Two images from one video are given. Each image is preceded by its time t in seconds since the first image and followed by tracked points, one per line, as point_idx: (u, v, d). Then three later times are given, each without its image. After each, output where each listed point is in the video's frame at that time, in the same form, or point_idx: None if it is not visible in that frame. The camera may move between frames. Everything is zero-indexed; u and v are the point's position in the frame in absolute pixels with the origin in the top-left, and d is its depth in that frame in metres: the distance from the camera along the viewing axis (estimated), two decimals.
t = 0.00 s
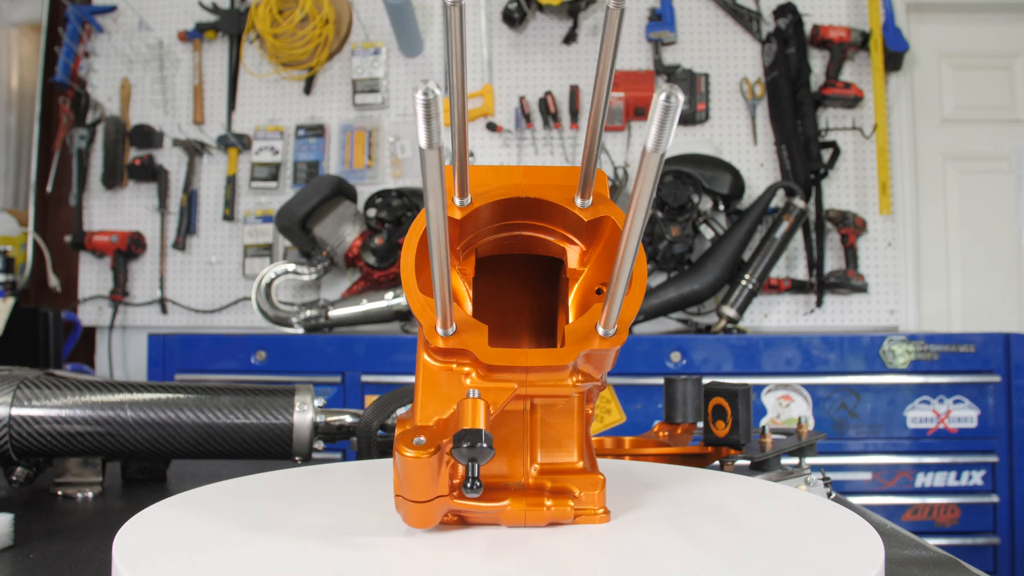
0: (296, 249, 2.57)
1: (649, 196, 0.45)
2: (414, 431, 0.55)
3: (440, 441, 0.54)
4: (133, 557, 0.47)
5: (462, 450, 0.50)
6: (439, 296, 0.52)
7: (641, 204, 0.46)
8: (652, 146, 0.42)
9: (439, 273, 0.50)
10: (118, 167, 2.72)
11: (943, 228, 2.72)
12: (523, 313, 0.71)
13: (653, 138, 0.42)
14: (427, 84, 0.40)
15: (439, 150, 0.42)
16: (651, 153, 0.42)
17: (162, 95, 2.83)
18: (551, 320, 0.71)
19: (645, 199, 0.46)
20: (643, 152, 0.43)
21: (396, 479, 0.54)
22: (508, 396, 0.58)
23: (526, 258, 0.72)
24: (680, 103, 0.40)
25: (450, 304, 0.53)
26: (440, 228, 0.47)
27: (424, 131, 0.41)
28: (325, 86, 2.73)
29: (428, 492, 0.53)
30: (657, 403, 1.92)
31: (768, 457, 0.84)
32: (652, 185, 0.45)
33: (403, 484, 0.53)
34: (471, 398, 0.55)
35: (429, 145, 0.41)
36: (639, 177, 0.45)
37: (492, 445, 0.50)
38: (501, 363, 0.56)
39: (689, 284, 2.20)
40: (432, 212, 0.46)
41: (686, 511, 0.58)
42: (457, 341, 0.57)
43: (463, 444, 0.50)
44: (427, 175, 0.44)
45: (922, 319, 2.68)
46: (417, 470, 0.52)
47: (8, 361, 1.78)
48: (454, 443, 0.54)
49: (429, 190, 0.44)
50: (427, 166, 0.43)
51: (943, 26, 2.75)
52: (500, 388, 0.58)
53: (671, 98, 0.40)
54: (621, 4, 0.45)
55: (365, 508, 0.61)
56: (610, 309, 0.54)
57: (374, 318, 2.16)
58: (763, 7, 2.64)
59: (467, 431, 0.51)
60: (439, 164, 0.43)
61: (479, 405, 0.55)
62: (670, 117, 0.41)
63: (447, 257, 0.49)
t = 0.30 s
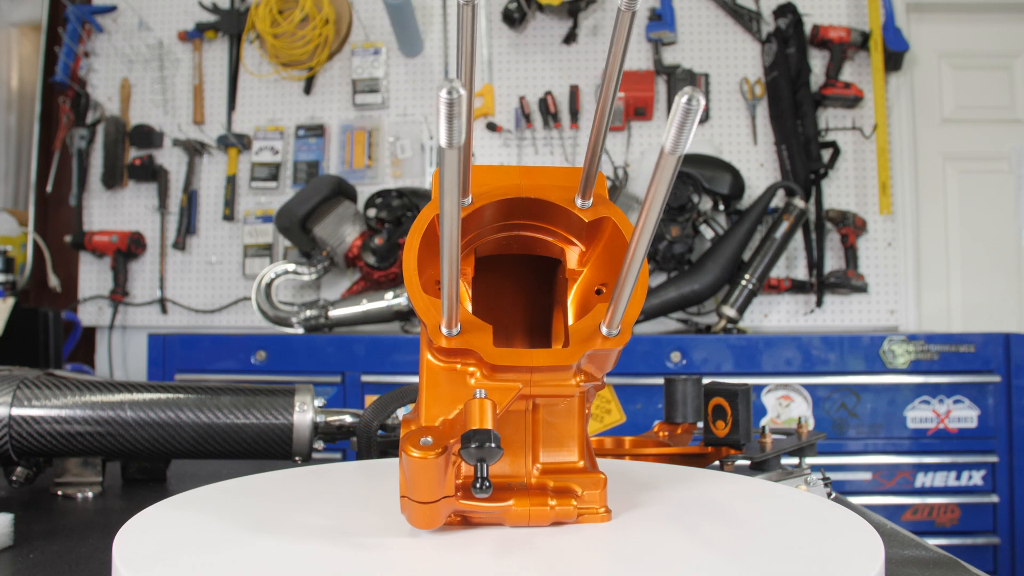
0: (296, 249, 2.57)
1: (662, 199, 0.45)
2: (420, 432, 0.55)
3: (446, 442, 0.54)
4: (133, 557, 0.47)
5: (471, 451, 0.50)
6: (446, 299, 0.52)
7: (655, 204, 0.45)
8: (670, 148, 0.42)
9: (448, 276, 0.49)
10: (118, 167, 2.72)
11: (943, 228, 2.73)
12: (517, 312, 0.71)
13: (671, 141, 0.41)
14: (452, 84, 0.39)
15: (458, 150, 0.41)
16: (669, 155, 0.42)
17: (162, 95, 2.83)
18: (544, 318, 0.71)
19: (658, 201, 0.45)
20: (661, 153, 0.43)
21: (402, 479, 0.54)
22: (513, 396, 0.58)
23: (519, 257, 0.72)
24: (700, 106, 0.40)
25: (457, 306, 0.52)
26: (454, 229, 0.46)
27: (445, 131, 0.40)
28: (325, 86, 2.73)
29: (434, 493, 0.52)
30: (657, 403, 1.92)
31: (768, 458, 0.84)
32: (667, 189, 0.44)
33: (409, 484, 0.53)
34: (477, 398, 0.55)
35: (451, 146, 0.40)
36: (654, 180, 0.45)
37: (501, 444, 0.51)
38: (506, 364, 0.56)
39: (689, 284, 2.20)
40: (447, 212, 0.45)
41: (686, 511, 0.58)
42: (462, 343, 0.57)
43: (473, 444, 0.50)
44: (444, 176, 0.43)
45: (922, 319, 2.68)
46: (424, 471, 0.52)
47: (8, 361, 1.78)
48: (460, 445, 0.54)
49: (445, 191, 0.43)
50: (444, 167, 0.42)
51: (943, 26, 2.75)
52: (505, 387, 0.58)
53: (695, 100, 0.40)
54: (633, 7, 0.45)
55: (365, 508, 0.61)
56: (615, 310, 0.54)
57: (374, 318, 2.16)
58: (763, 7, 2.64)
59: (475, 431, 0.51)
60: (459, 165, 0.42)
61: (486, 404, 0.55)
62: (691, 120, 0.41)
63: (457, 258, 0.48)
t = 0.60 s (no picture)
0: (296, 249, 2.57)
1: (676, 201, 0.45)
2: (427, 432, 0.55)
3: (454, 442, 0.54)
4: (134, 557, 0.47)
5: (479, 451, 0.50)
6: (454, 299, 0.51)
7: (668, 205, 0.45)
8: (689, 150, 0.42)
9: (457, 276, 0.48)
10: (118, 167, 2.72)
11: (943, 228, 2.73)
12: (512, 312, 0.71)
13: (689, 142, 0.41)
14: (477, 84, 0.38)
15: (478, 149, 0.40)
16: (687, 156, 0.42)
17: (162, 95, 2.83)
18: (538, 318, 0.71)
19: (672, 203, 0.45)
20: (679, 155, 0.42)
21: (408, 480, 0.54)
22: (518, 396, 0.58)
23: (515, 256, 0.72)
24: (721, 108, 0.41)
25: (464, 306, 0.52)
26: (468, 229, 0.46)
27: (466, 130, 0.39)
28: (325, 86, 2.73)
29: (441, 493, 0.52)
30: (657, 403, 1.92)
31: (768, 458, 0.84)
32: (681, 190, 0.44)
33: (415, 485, 0.53)
34: (484, 398, 0.55)
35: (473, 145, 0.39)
36: (669, 180, 0.45)
37: (509, 444, 0.50)
38: (512, 364, 0.56)
39: (689, 284, 2.20)
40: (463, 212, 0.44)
41: (686, 511, 0.58)
42: (468, 343, 0.56)
43: (481, 444, 0.50)
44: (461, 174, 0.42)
45: (922, 319, 2.68)
46: (431, 471, 0.52)
47: (8, 361, 1.77)
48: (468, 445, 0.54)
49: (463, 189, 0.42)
50: (464, 165, 0.41)
51: (942, 26, 2.75)
52: (510, 387, 0.58)
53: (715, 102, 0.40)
54: (644, 9, 0.46)
55: (365, 509, 0.61)
56: (621, 309, 0.54)
57: (374, 318, 2.16)
58: (763, 7, 2.64)
59: (483, 432, 0.51)
60: (477, 165, 0.41)
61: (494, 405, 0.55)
62: (710, 122, 0.41)
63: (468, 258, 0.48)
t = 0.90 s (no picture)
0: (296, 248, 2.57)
1: (689, 202, 0.45)
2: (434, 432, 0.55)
3: (461, 443, 0.54)
4: (133, 557, 0.47)
5: (488, 452, 0.50)
6: (461, 299, 0.51)
7: (681, 207, 0.46)
8: (705, 151, 0.42)
9: (467, 275, 0.48)
10: (118, 167, 2.72)
11: (943, 228, 2.73)
12: (510, 312, 0.70)
13: (706, 143, 0.42)
14: (503, 83, 0.38)
15: (498, 149, 0.40)
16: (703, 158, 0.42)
17: (162, 95, 2.83)
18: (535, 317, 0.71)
19: (684, 205, 0.46)
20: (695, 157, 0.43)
21: (414, 480, 0.54)
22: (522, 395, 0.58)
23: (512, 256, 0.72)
24: (739, 111, 0.41)
25: (471, 306, 0.52)
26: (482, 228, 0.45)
27: (488, 129, 0.39)
28: (325, 86, 2.73)
29: (448, 493, 0.52)
30: (657, 403, 1.92)
31: (768, 458, 0.84)
32: (694, 191, 0.45)
33: (422, 485, 0.53)
34: (492, 398, 0.55)
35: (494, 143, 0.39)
36: (682, 181, 0.45)
37: (517, 444, 0.50)
38: (517, 365, 0.56)
39: (689, 284, 2.20)
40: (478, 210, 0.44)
41: (687, 511, 0.58)
42: (473, 343, 0.56)
43: (489, 445, 0.50)
44: (479, 174, 0.42)
45: (922, 319, 2.68)
46: (439, 471, 0.52)
47: (8, 362, 1.77)
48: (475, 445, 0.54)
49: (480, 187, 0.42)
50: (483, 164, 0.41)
51: (942, 26, 2.75)
52: (515, 387, 0.58)
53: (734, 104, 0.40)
54: (656, 12, 0.46)
55: (365, 509, 0.61)
56: (626, 310, 0.54)
57: (374, 318, 2.16)
58: (763, 7, 2.64)
59: (492, 433, 0.51)
60: (496, 164, 0.42)
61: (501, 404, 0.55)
62: (728, 125, 0.41)
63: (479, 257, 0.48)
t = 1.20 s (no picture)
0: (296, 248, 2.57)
1: (701, 204, 0.45)
2: (441, 432, 0.54)
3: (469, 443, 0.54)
4: (134, 557, 0.47)
5: (497, 452, 0.50)
6: (468, 300, 0.51)
7: (692, 209, 0.46)
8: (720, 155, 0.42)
9: (476, 277, 0.48)
10: (118, 167, 2.72)
11: (943, 228, 2.73)
12: (507, 312, 0.70)
13: (722, 147, 0.42)
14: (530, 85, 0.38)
15: (519, 150, 0.40)
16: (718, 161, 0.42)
17: (162, 95, 2.83)
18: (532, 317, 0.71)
19: (696, 207, 0.46)
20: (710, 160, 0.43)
21: (420, 480, 0.53)
22: (526, 396, 0.58)
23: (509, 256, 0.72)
24: (758, 115, 0.41)
25: (478, 307, 0.52)
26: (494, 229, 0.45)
27: (511, 129, 0.39)
28: (325, 86, 2.73)
29: (455, 493, 0.52)
30: (657, 403, 1.92)
31: (768, 458, 0.84)
32: (709, 193, 0.45)
33: (429, 485, 0.53)
34: (499, 398, 0.55)
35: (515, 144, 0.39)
36: (696, 183, 0.45)
37: (525, 443, 0.50)
38: (523, 364, 0.56)
39: (689, 284, 2.19)
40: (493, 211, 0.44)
41: (687, 511, 0.58)
42: (478, 343, 0.56)
43: (498, 445, 0.50)
44: (496, 175, 0.42)
45: (922, 319, 2.68)
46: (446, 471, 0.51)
47: (8, 362, 1.77)
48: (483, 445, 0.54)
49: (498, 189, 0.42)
50: (503, 165, 0.41)
51: (942, 26, 2.75)
52: (519, 386, 0.58)
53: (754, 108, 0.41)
54: (666, 15, 0.47)
55: (365, 510, 0.61)
56: (630, 310, 0.54)
57: (374, 318, 2.16)
58: (763, 7, 2.64)
59: (500, 433, 0.51)
60: (515, 165, 0.41)
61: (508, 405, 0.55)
62: (746, 129, 0.41)
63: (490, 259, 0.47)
